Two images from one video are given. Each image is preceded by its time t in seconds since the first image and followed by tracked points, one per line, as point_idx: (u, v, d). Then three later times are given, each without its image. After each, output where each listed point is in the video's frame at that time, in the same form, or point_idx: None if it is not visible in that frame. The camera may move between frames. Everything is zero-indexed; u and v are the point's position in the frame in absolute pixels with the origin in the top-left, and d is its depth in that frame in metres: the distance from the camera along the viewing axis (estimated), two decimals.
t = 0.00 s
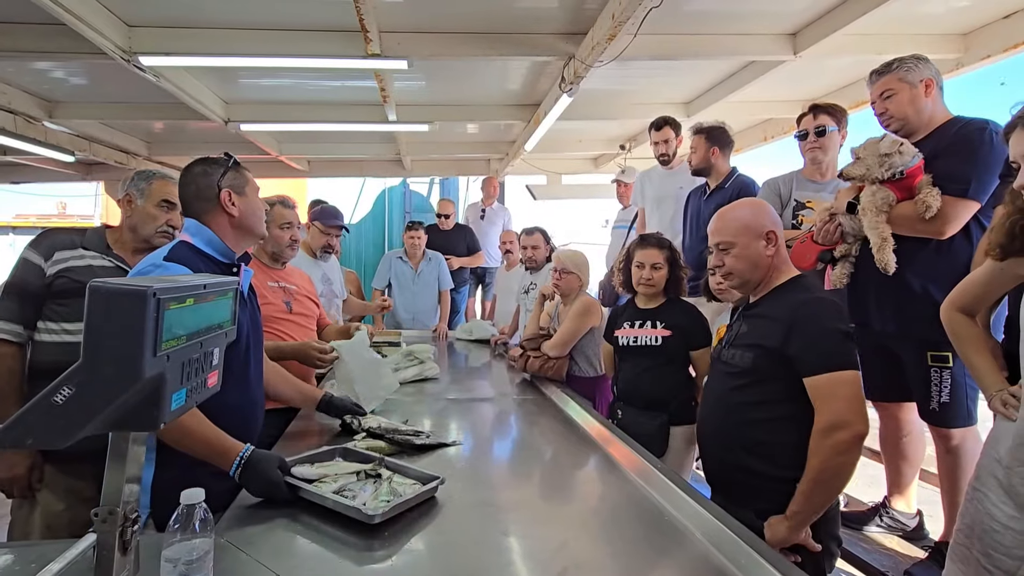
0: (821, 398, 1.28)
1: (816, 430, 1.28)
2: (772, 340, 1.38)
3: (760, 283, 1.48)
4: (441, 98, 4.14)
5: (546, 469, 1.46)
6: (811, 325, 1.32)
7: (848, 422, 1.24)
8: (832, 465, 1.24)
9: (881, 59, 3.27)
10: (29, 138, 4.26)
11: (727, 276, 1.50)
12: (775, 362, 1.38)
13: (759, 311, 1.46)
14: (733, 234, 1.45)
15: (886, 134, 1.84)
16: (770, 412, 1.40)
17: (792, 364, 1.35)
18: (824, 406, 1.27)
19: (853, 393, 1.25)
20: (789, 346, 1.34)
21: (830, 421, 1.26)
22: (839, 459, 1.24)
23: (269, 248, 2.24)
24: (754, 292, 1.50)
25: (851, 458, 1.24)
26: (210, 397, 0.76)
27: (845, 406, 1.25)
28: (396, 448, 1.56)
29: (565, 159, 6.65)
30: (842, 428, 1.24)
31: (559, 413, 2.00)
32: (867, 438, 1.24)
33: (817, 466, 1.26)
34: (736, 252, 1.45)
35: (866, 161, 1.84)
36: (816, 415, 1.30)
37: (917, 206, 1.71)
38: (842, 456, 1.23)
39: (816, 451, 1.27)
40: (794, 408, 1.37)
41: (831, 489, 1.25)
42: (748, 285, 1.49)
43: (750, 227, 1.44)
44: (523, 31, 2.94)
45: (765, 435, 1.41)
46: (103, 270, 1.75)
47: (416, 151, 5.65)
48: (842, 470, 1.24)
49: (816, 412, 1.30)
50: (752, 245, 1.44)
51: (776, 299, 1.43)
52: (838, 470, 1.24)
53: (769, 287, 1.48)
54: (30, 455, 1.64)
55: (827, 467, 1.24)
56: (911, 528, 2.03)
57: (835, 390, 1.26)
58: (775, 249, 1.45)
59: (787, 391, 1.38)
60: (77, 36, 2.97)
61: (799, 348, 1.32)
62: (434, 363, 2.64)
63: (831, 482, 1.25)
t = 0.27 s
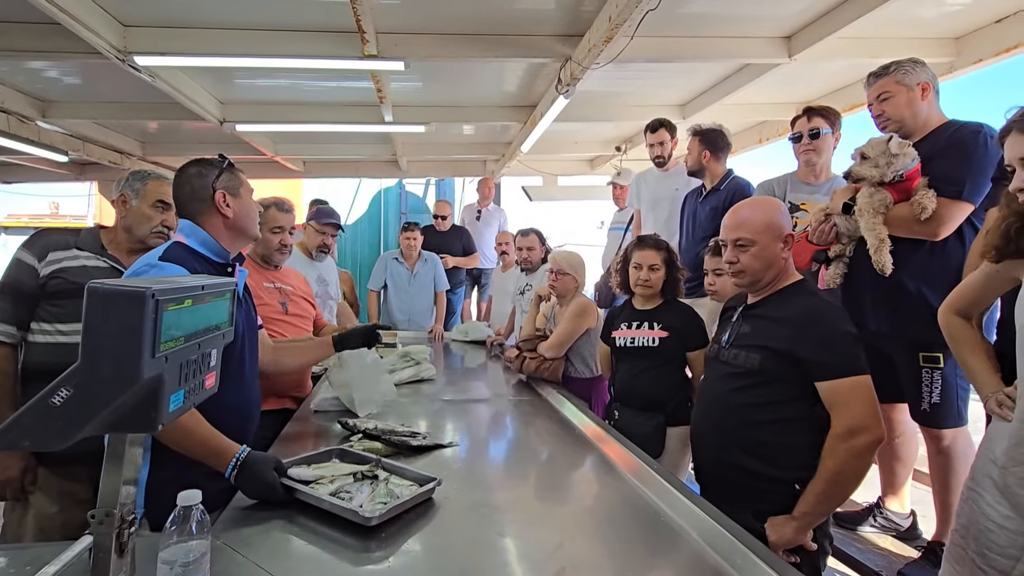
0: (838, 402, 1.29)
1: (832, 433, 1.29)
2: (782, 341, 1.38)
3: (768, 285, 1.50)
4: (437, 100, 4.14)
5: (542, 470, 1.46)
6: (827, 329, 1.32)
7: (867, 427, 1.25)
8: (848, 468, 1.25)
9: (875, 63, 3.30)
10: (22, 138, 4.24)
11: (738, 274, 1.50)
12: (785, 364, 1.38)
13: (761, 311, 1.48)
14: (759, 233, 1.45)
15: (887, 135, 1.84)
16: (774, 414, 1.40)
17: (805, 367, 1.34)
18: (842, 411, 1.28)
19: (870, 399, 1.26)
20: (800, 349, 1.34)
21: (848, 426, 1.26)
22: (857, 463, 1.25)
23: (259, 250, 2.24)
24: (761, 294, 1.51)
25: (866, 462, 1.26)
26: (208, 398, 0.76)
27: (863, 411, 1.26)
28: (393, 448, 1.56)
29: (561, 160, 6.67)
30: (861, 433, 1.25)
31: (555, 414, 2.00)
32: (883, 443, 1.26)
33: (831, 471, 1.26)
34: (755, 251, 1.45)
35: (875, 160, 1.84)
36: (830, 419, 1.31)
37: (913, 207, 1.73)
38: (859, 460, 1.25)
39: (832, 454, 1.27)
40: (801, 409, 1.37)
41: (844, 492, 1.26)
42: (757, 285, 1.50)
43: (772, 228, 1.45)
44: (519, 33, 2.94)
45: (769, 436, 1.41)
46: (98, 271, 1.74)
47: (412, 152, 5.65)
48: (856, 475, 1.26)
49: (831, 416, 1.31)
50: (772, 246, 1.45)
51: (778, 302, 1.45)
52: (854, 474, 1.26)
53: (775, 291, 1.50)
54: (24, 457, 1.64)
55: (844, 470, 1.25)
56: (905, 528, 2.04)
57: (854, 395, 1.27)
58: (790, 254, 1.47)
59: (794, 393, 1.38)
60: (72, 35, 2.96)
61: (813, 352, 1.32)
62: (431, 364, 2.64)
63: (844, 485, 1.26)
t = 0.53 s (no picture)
0: (841, 403, 1.30)
1: (835, 434, 1.30)
2: (785, 342, 1.38)
3: (766, 283, 1.51)
4: (434, 101, 4.15)
5: (540, 470, 1.47)
6: (830, 330, 1.33)
7: (870, 428, 1.26)
8: (851, 468, 1.26)
9: (870, 65, 3.32)
10: (17, 137, 4.22)
11: (738, 269, 1.51)
12: (785, 367, 1.38)
13: (760, 310, 1.49)
14: (763, 230, 1.47)
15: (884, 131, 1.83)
16: (773, 414, 1.40)
17: (806, 370, 1.35)
18: (845, 413, 1.29)
19: (873, 400, 1.28)
20: (802, 352, 1.35)
21: (852, 428, 1.27)
22: (859, 463, 1.27)
23: (254, 251, 2.24)
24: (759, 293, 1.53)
25: (868, 462, 1.27)
26: (207, 398, 0.76)
27: (868, 413, 1.27)
28: (391, 449, 1.56)
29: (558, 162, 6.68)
30: (864, 434, 1.27)
31: (552, 414, 2.01)
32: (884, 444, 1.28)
33: (835, 473, 1.27)
34: (759, 246, 1.46)
35: (874, 156, 1.79)
36: (832, 420, 1.32)
37: (904, 206, 1.74)
38: (864, 462, 1.26)
39: (836, 455, 1.28)
40: (801, 409, 1.38)
41: (845, 491, 1.28)
42: (756, 282, 1.51)
43: (776, 226, 1.47)
44: (517, 34, 2.95)
45: (768, 436, 1.41)
46: (94, 271, 1.74)
47: (409, 152, 5.65)
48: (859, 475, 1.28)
49: (833, 418, 1.32)
50: (775, 245, 1.46)
51: (778, 302, 1.46)
52: (858, 475, 1.27)
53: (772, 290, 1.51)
54: (20, 457, 1.63)
55: (847, 470, 1.26)
56: (899, 527, 2.06)
57: (859, 398, 1.28)
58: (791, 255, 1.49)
59: (795, 394, 1.38)
60: (68, 35, 2.95)
61: (817, 355, 1.32)
62: (428, 365, 2.64)
63: (846, 485, 1.27)
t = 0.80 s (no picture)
0: (830, 403, 1.30)
1: (823, 434, 1.31)
2: (779, 343, 1.38)
3: (759, 282, 1.51)
4: (432, 102, 4.15)
5: (538, 471, 1.47)
6: (821, 331, 1.33)
7: (858, 428, 1.27)
8: (839, 468, 1.27)
9: (866, 67, 3.34)
10: (12, 138, 4.20)
11: (730, 268, 1.52)
12: (777, 366, 1.38)
13: (756, 311, 1.49)
14: (754, 226, 1.48)
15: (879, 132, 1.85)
16: (765, 414, 1.40)
17: (798, 370, 1.35)
18: (833, 412, 1.30)
19: (862, 400, 1.29)
20: (794, 352, 1.35)
21: (839, 427, 1.28)
22: (846, 463, 1.27)
23: (249, 252, 2.23)
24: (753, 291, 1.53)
25: (855, 462, 1.28)
26: (205, 399, 0.76)
27: (857, 413, 1.28)
28: (389, 450, 1.55)
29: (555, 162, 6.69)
30: (852, 434, 1.27)
31: (550, 415, 2.01)
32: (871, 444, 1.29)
33: (823, 471, 1.28)
34: (748, 243, 1.47)
35: (868, 156, 1.83)
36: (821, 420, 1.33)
37: (898, 206, 1.76)
38: (852, 461, 1.27)
39: (824, 455, 1.29)
40: (792, 409, 1.38)
41: (832, 490, 1.29)
42: (749, 281, 1.51)
43: (766, 224, 1.47)
44: (514, 35, 2.95)
45: (759, 436, 1.41)
46: (90, 271, 1.73)
47: (407, 153, 5.65)
48: (847, 474, 1.28)
49: (822, 417, 1.32)
50: (766, 241, 1.46)
51: (773, 303, 1.46)
52: (845, 474, 1.28)
53: (766, 290, 1.51)
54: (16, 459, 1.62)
55: (835, 470, 1.27)
56: (896, 527, 2.06)
57: (846, 398, 1.29)
58: (783, 253, 1.49)
59: (787, 393, 1.38)
60: (64, 35, 2.94)
61: (807, 355, 1.33)
62: (426, 365, 2.64)
63: (834, 484, 1.28)
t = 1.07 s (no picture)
0: (814, 402, 1.30)
1: (807, 433, 1.31)
2: (768, 343, 1.38)
3: (754, 280, 1.51)
4: (430, 102, 4.14)
5: (536, 471, 1.47)
6: (807, 330, 1.33)
7: (842, 426, 1.26)
8: (822, 466, 1.27)
9: (863, 67, 3.35)
10: (9, 138, 4.19)
11: (723, 266, 1.53)
12: (767, 365, 1.39)
13: (749, 314, 1.48)
14: (740, 224, 1.49)
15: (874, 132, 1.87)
16: (757, 413, 1.40)
17: (787, 368, 1.35)
18: (817, 411, 1.29)
19: (846, 399, 1.28)
20: (785, 351, 1.35)
21: (822, 426, 1.28)
22: (830, 462, 1.27)
23: (246, 253, 2.23)
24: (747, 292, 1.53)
25: (840, 461, 1.27)
26: (202, 400, 0.76)
27: (841, 412, 1.27)
28: (387, 451, 1.55)
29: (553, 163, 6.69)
30: (835, 433, 1.27)
31: (549, 415, 2.00)
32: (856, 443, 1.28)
33: (806, 470, 1.28)
34: (736, 240, 1.48)
35: (871, 153, 1.83)
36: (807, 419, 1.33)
37: (896, 206, 1.76)
38: (834, 459, 1.26)
39: (808, 453, 1.29)
40: (782, 409, 1.38)
41: (817, 489, 1.28)
42: (741, 278, 1.52)
43: (753, 221, 1.48)
44: (512, 36, 2.95)
45: (751, 434, 1.42)
46: (86, 273, 1.73)
47: (404, 154, 5.64)
48: (831, 473, 1.28)
49: (807, 416, 1.32)
50: (753, 240, 1.47)
51: (768, 302, 1.45)
52: (828, 473, 1.27)
53: (762, 288, 1.51)
54: (11, 461, 1.62)
55: (818, 469, 1.27)
56: (893, 527, 2.07)
57: (830, 397, 1.28)
58: (774, 249, 1.48)
59: (777, 392, 1.38)
60: (60, 35, 2.94)
61: (796, 354, 1.33)
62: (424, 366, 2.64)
63: (820, 482, 1.27)
